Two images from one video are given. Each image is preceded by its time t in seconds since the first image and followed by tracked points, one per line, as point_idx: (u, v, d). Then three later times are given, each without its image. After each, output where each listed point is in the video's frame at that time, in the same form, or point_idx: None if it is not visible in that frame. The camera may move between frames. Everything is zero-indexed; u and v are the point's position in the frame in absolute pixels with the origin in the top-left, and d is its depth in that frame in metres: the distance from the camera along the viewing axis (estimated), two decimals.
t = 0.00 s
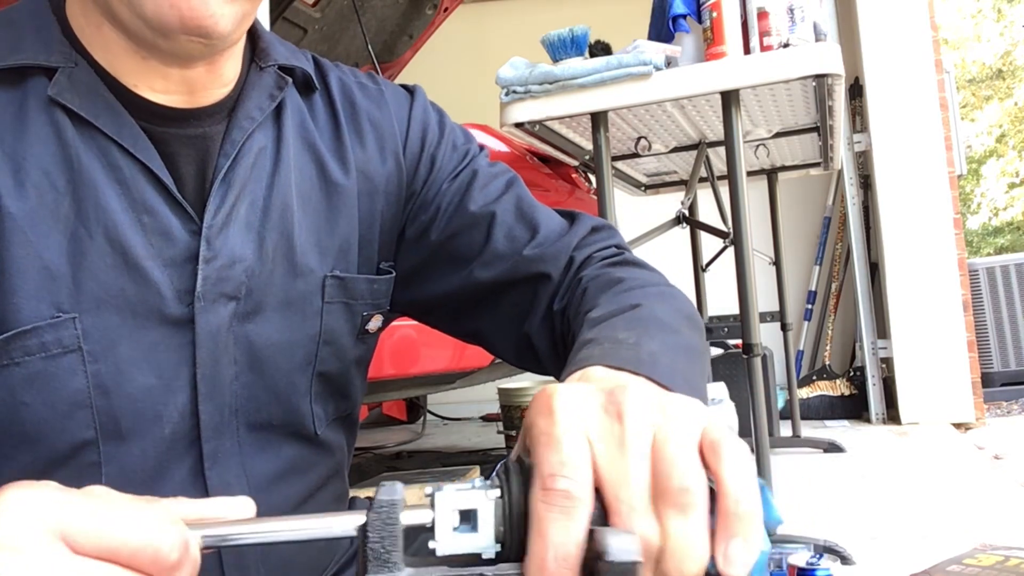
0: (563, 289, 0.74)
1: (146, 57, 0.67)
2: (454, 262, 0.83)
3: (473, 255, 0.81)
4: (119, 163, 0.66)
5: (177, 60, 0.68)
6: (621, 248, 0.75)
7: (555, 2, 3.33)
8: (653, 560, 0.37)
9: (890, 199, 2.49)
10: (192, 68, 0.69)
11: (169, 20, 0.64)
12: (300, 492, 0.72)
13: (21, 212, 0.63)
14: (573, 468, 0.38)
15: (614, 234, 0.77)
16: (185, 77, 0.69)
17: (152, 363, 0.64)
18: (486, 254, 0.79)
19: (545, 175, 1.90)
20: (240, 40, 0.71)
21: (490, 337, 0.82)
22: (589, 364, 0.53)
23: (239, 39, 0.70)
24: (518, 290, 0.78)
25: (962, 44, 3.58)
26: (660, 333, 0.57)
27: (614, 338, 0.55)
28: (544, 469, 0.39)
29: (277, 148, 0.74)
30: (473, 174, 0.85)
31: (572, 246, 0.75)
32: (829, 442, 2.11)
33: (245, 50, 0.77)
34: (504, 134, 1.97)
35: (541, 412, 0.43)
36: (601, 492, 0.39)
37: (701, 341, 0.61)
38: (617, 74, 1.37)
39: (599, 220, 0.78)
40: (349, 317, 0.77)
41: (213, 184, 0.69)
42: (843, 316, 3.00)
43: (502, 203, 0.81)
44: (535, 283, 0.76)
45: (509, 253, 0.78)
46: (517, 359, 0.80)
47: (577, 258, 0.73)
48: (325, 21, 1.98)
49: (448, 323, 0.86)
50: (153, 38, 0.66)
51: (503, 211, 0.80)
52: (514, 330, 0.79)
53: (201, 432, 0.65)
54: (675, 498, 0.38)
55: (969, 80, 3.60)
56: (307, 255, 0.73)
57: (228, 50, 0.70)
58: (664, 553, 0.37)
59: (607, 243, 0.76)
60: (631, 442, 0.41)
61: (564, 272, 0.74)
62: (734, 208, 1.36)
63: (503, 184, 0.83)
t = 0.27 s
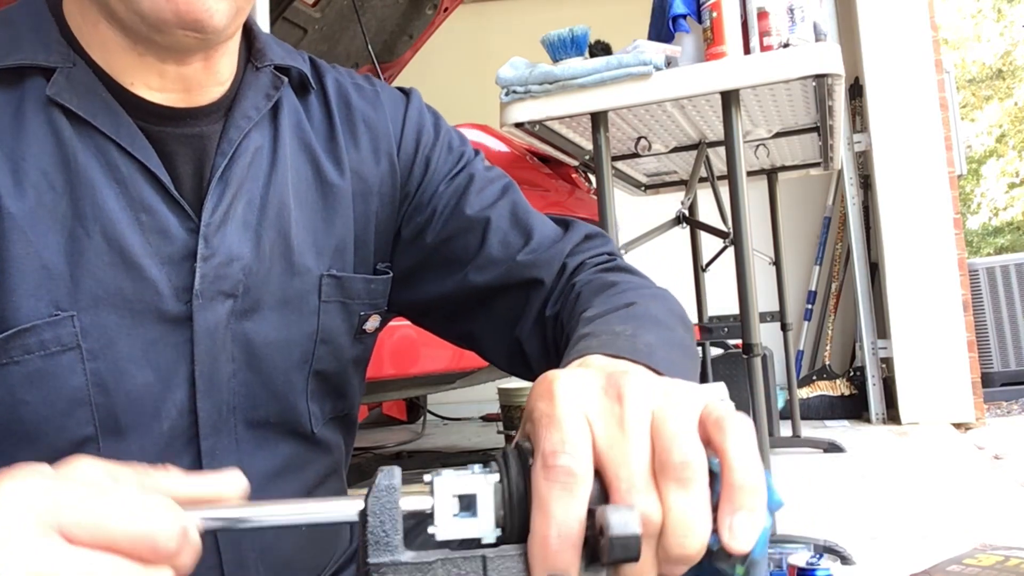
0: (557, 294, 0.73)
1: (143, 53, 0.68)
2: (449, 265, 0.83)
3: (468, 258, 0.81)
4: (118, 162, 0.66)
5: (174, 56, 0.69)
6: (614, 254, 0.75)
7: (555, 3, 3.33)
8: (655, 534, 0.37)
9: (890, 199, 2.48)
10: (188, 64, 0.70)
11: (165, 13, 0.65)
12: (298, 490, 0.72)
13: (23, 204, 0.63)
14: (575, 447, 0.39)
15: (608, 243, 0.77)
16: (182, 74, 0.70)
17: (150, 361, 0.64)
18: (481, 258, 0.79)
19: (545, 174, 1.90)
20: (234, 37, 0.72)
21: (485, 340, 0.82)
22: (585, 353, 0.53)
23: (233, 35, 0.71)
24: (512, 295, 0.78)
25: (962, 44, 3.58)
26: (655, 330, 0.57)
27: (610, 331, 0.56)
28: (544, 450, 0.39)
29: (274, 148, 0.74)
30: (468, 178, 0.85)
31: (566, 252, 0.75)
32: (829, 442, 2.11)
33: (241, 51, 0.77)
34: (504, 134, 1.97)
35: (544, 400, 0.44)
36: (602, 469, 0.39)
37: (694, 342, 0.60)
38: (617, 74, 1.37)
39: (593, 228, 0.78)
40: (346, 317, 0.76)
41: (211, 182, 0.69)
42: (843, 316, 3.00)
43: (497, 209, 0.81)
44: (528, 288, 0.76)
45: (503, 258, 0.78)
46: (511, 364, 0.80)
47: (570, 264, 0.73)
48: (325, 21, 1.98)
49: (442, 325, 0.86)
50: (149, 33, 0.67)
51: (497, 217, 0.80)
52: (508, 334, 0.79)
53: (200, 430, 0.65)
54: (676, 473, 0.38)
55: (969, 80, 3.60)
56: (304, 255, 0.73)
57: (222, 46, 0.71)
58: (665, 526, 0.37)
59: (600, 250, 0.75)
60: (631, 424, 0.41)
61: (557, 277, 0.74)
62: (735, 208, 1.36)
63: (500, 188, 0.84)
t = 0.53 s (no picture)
0: (546, 298, 0.72)
1: (134, 53, 0.68)
2: (440, 268, 0.83)
3: (459, 261, 0.81)
4: (110, 163, 0.66)
5: (164, 56, 0.69)
6: (605, 259, 0.74)
7: (555, 3, 3.34)
8: None
9: (890, 199, 2.48)
10: (179, 64, 0.70)
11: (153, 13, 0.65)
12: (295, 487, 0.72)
13: (18, 201, 0.63)
14: (554, 499, 0.38)
15: (599, 247, 0.76)
16: (173, 74, 0.70)
17: (145, 358, 0.64)
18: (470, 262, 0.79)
19: (545, 174, 1.90)
20: (225, 37, 0.73)
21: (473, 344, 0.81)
22: (571, 375, 0.53)
23: (222, 35, 0.71)
24: (501, 298, 0.77)
25: (962, 44, 3.58)
26: (642, 345, 0.57)
27: (596, 349, 0.55)
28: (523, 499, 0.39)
29: (267, 148, 0.74)
30: (462, 179, 0.84)
31: (556, 256, 0.74)
32: (829, 442, 2.11)
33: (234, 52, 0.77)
34: (504, 134, 1.97)
35: (524, 435, 0.43)
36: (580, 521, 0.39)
37: (682, 354, 0.60)
38: (617, 74, 1.37)
39: (585, 232, 0.77)
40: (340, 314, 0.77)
41: (203, 180, 0.69)
42: (843, 316, 3.00)
43: (489, 211, 0.80)
44: (518, 291, 0.75)
45: (493, 262, 0.77)
46: (500, 367, 0.79)
47: (559, 268, 0.73)
48: (325, 21, 1.98)
49: (433, 328, 0.85)
50: (138, 34, 0.67)
51: (488, 220, 0.80)
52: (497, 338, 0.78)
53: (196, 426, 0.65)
54: (654, 529, 0.38)
55: (969, 80, 3.60)
56: (297, 252, 0.73)
57: (212, 47, 0.71)
58: None
59: (590, 254, 0.74)
60: (611, 467, 0.41)
61: (545, 281, 0.73)
62: (734, 208, 1.36)
63: (492, 192, 0.83)
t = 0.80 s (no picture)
0: (536, 299, 0.73)
1: (125, 52, 0.68)
2: (430, 270, 0.82)
3: (450, 262, 0.80)
4: (100, 163, 0.66)
5: (156, 55, 0.68)
6: (596, 263, 0.74)
7: (556, 3, 3.34)
8: (623, 557, 0.38)
9: (890, 199, 2.48)
10: (172, 63, 0.70)
11: (143, 12, 0.65)
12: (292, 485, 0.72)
13: (7, 210, 0.63)
14: (558, 458, 0.39)
15: (591, 252, 0.76)
16: (165, 74, 0.70)
17: (139, 358, 0.64)
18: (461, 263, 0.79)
19: (545, 174, 1.90)
20: (218, 34, 0.72)
21: (464, 347, 0.82)
22: (564, 346, 0.53)
23: (214, 34, 0.71)
24: (490, 300, 0.77)
25: (962, 44, 3.57)
26: (631, 330, 0.57)
27: (586, 328, 0.56)
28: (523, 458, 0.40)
29: (261, 147, 0.74)
30: (454, 181, 0.84)
31: (545, 259, 0.74)
32: (829, 442, 2.11)
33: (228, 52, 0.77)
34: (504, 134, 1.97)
35: (529, 399, 0.44)
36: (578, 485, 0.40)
37: (671, 348, 0.60)
38: (617, 74, 1.37)
39: (577, 237, 0.77)
40: (334, 315, 0.76)
41: (196, 179, 0.69)
42: (843, 316, 3.00)
43: (480, 213, 0.80)
44: (507, 293, 0.75)
45: (483, 264, 0.77)
46: (491, 370, 0.79)
47: (549, 270, 0.73)
48: (325, 21, 1.99)
49: (425, 329, 0.86)
50: (130, 31, 0.67)
51: (479, 222, 0.79)
52: (487, 341, 0.78)
53: (191, 425, 0.65)
54: (654, 504, 0.39)
55: (969, 80, 3.60)
56: (290, 252, 0.73)
57: (203, 46, 0.70)
58: (634, 551, 0.38)
59: (582, 258, 0.74)
60: (613, 440, 0.42)
61: (535, 282, 0.74)
62: (734, 208, 1.36)
63: (485, 193, 0.82)
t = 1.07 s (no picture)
0: (527, 304, 0.73)
1: (121, 54, 0.68)
2: (423, 273, 0.82)
3: (443, 264, 0.80)
4: (96, 164, 0.66)
5: (152, 56, 0.68)
6: (588, 270, 0.73)
7: (556, 3, 3.34)
8: None
9: (890, 199, 2.48)
10: (167, 65, 0.70)
11: (137, 14, 0.65)
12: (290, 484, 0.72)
13: (3, 213, 0.63)
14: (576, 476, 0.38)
15: (584, 259, 0.75)
16: (160, 74, 0.70)
17: (137, 359, 0.64)
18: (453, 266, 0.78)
19: (545, 174, 1.90)
20: (214, 34, 0.72)
21: (456, 351, 0.81)
22: (544, 358, 0.52)
23: (210, 33, 0.71)
24: (481, 305, 0.77)
25: (962, 44, 3.58)
26: (613, 341, 0.56)
27: (566, 337, 0.55)
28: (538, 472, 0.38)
29: (257, 148, 0.74)
30: (448, 184, 0.83)
31: (537, 265, 0.74)
32: (829, 442, 2.11)
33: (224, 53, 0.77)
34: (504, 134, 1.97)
35: (536, 412, 0.42)
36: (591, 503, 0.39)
37: (655, 359, 0.60)
38: (617, 74, 1.37)
39: (571, 244, 0.76)
40: (330, 316, 0.76)
41: (191, 180, 0.69)
42: (843, 316, 3.00)
43: (473, 218, 0.79)
44: (497, 298, 0.75)
45: (475, 268, 0.76)
46: (484, 373, 0.79)
47: (540, 276, 0.72)
48: (325, 21, 1.99)
49: (417, 332, 0.85)
50: (123, 33, 0.66)
51: (473, 227, 0.79)
52: (479, 345, 0.78)
53: (189, 424, 0.65)
54: (666, 529, 0.39)
55: (969, 80, 3.60)
56: (286, 252, 0.73)
57: (198, 45, 0.70)
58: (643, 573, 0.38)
59: (574, 266, 0.74)
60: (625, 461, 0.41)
61: (526, 288, 0.73)
62: (734, 208, 1.36)
63: (480, 197, 0.82)
